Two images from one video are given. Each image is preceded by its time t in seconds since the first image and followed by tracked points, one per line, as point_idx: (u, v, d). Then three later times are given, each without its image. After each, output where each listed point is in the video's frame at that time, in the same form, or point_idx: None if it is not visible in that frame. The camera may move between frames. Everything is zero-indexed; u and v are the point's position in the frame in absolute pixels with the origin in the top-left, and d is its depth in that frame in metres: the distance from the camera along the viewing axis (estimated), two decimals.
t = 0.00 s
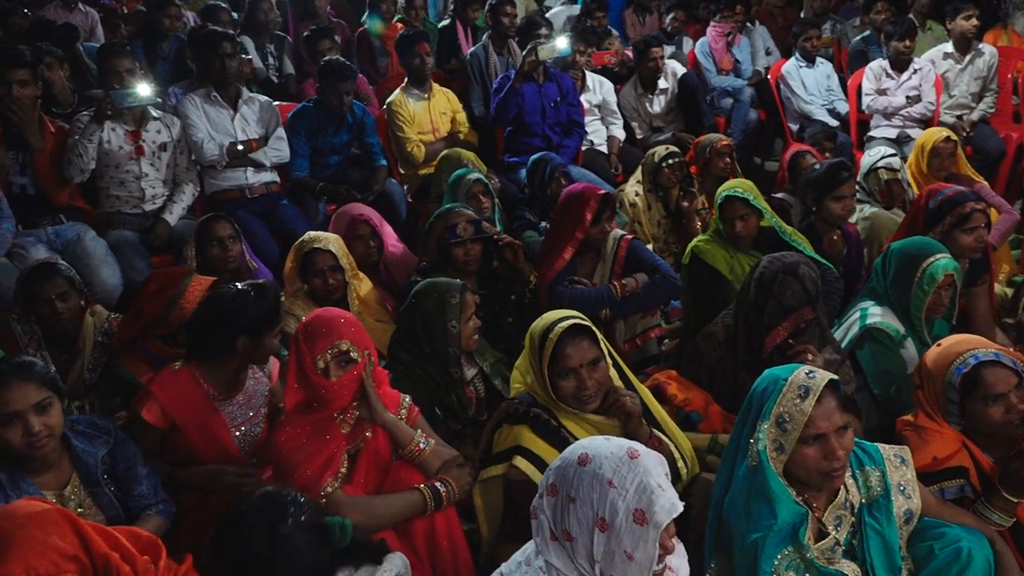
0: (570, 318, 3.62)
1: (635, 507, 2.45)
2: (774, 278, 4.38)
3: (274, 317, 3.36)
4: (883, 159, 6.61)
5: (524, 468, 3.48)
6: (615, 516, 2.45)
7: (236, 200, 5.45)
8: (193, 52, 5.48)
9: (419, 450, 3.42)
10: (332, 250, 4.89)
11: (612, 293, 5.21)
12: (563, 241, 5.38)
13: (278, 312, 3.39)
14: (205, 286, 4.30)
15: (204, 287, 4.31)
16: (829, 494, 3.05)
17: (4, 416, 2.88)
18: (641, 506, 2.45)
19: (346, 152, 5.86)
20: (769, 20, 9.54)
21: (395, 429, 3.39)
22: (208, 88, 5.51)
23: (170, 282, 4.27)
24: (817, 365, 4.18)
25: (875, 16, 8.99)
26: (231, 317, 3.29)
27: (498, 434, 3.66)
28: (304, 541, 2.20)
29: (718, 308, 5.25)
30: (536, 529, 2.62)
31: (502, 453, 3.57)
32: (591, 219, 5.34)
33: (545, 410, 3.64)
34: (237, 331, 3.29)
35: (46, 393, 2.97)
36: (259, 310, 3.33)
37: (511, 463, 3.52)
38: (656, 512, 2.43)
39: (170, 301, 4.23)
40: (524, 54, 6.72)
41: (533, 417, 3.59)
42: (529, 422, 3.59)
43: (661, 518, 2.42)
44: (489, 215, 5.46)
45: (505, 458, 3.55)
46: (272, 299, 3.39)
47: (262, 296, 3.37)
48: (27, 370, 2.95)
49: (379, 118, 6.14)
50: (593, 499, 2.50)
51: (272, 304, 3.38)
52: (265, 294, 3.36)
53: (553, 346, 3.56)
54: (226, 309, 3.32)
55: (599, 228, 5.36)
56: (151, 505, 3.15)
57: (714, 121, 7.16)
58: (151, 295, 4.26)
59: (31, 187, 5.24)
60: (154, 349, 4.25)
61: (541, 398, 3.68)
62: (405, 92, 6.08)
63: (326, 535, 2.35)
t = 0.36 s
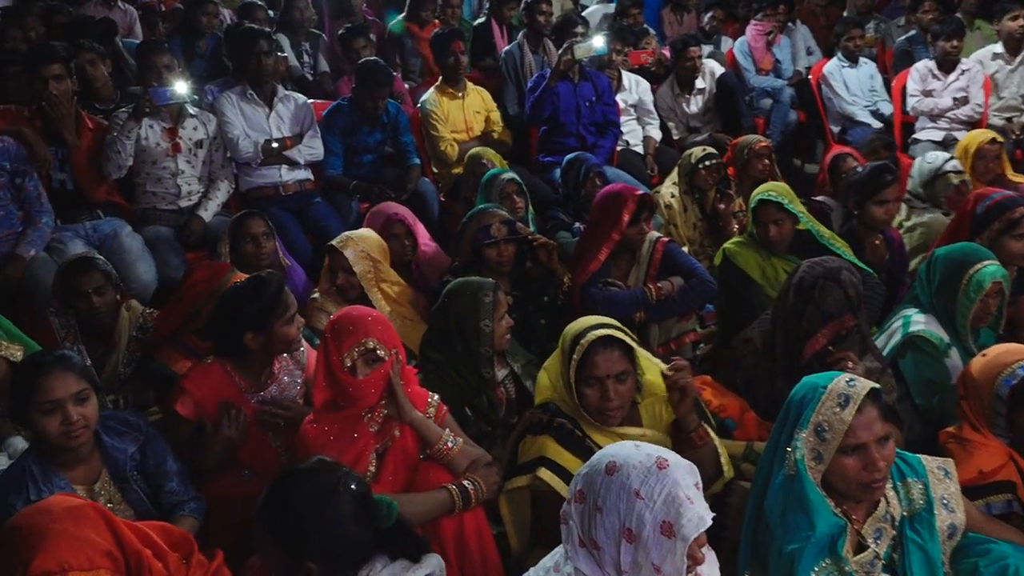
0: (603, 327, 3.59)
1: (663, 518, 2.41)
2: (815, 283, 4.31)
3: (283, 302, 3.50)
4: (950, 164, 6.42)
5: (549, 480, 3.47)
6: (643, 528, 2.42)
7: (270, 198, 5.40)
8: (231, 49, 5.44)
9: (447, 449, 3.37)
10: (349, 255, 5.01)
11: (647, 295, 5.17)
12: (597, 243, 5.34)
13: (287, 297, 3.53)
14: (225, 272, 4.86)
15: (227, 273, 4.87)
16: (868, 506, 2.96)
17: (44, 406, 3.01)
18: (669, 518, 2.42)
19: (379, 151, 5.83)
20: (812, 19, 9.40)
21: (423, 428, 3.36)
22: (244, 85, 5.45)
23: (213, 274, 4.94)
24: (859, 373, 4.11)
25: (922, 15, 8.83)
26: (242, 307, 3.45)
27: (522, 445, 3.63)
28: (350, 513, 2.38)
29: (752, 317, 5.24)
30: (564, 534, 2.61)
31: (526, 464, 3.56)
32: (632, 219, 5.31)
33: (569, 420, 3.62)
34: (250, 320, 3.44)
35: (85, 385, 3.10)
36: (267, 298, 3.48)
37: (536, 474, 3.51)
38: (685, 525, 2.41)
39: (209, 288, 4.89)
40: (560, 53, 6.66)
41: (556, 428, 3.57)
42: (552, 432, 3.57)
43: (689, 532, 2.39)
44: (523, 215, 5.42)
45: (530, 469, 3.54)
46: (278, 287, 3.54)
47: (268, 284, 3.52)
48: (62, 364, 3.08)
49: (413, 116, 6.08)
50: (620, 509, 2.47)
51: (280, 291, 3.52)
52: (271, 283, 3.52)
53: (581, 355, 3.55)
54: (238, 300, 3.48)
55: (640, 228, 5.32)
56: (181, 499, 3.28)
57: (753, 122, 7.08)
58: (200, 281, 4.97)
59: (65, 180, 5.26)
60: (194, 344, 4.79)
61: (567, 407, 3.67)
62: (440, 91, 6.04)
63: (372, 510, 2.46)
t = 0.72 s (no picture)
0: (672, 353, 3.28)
1: (699, 550, 2.16)
2: (884, 306, 3.93)
3: (285, 314, 3.32)
4: None
5: (588, 519, 3.14)
6: (676, 561, 2.16)
7: (300, 207, 5.17)
8: (263, 51, 5.20)
9: (481, 478, 3.12)
10: (379, 271, 4.74)
11: (701, 317, 4.83)
12: (642, 257, 5.03)
13: (292, 308, 3.35)
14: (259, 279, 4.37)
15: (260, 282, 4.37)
16: (944, 553, 2.58)
17: (52, 432, 2.82)
18: (705, 551, 2.16)
19: (415, 159, 5.54)
20: (882, 21, 8.92)
21: (457, 456, 3.11)
22: (275, 89, 5.22)
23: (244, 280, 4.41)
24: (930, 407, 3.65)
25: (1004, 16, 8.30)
26: (246, 319, 3.30)
27: (559, 479, 3.31)
28: (379, 533, 2.12)
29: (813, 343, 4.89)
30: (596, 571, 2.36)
31: (564, 500, 3.24)
32: (673, 229, 4.98)
33: (610, 452, 3.29)
34: (254, 333, 3.28)
35: (94, 409, 2.87)
36: (270, 309, 3.31)
37: (574, 511, 3.19)
38: (721, 559, 2.14)
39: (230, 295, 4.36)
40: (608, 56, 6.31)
41: (595, 461, 3.23)
42: (591, 465, 3.24)
43: (727, 566, 2.13)
44: (566, 228, 5.11)
45: (568, 505, 3.21)
46: (284, 297, 3.36)
47: (270, 295, 3.35)
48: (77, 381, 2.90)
49: (452, 122, 5.80)
50: (653, 541, 2.22)
51: (283, 302, 3.34)
52: (274, 293, 3.35)
53: (639, 380, 3.24)
54: (244, 312, 3.32)
55: (686, 243, 4.99)
56: (194, 526, 3.09)
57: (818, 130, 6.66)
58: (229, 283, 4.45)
59: (87, 188, 5.04)
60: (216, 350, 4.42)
61: (607, 439, 3.33)
62: (480, 96, 5.72)
63: (403, 532, 2.19)
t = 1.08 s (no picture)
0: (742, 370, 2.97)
1: None
2: (962, 327, 3.49)
3: (291, 334, 3.12)
4: None
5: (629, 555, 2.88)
6: None
7: (324, 214, 4.83)
8: (288, 47, 4.88)
9: (514, 508, 2.96)
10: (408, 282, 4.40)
11: (755, 337, 4.45)
12: (689, 270, 4.67)
13: (303, 330, 3.14)
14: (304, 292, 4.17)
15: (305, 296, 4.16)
16: None
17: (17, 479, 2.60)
18: None
19: (448, 164, 5.15)
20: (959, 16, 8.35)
21: (488, 483, 2.97)
22: (300, 87, 4.90)
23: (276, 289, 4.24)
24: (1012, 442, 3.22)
25: None
26: (256, 334, 3.15)
27: (599, 512, 3.04)
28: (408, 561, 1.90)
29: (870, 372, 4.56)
30: None
31: (604, 535, 2.98)
32: (720, 240, 4.62)
33: (655, 483, 3.00)
34: (257, 349, 3.14)
35: (68, 450, 2.63)
36: (280, 326, 3.13)
37: (616, 546, 2.92)
38: None
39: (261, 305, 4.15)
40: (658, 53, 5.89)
41: (637, 491, 2.96)
42: (633, 495, 2.97)
43: None
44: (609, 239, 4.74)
45: (609, 540, 2.95)
46: (301, 315, 3.17)
47: (284, 312, 3.15)
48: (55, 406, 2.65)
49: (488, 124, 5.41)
50: None
51: (299, 318, 3.16)
52: (290, 309, 3.15)
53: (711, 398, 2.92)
54: (257, 327, 3.16)
55: (734, 255, 4.62)
56: (191, 551, 2.84)
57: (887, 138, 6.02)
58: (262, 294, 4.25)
59: (101, 191, 4.74)
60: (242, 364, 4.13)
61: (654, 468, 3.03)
62: (518, 95, 5.34)
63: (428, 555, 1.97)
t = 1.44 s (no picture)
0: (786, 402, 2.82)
1: None
2: None
3: (326, 359, 3.06)
4: None
5: None
6: None
7: (359, 228, 4.72)
8: (325, 59, 4.78)
9: (552, 537, 2.84)
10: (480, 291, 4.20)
11: (805, 363, 4.30)
12: (735, 292, 4.50)
13: (337, 354, 3.08)
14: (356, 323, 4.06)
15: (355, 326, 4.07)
16: None
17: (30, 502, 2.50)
18: None
19: (486, 178, 4.99)
20: None
21: (525, 510, 2.85)
22: (336, 99, 4.79)
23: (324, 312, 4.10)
24: None
25: None
26: (291, 357, 3.10)
27: (641, 543, 2.86)
28: None
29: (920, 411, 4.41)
30: None
31: (646, 567, 2.81)
32: (766, 262, 4.44)
33: (703, 517, 2.82)
34: (293, 372, 3.09)
35: (82, 472, 2.52)
36: (316, 350, 3.08)
37: None
38: None
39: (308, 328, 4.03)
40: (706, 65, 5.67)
41: (684, 524, 2.79)
42: (678, 528, 2.80)
43: None
44: (652, 258, 4.60)
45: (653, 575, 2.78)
46: (337, 337, 3.12)
47: (320, 336, 3.10)
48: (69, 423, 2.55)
49: (527, 138, 5.22)
50: None
51: (335, 341, 3.10)
52: (326, 332, 3.10)
53: (759, 429, 2.76)
54: (294, 350, 3.11)
55: (781, 276, 4.44)
56: (209, 573, 2.72)
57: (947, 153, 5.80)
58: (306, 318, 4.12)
59: (134, 203, 4.66)
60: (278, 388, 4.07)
61: (699, 499, 2.85)
62: (560, 108, 5.15)
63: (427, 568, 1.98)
